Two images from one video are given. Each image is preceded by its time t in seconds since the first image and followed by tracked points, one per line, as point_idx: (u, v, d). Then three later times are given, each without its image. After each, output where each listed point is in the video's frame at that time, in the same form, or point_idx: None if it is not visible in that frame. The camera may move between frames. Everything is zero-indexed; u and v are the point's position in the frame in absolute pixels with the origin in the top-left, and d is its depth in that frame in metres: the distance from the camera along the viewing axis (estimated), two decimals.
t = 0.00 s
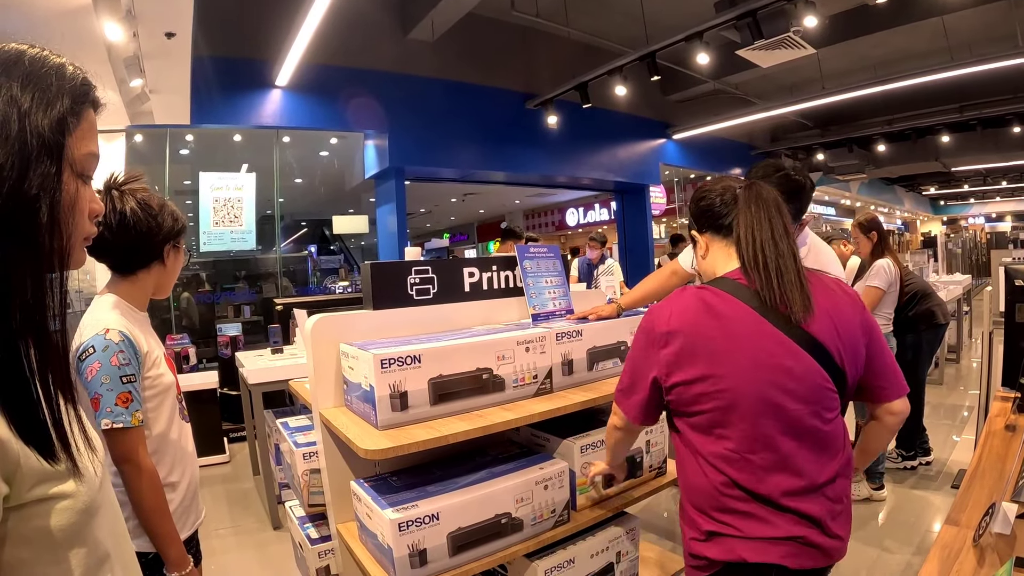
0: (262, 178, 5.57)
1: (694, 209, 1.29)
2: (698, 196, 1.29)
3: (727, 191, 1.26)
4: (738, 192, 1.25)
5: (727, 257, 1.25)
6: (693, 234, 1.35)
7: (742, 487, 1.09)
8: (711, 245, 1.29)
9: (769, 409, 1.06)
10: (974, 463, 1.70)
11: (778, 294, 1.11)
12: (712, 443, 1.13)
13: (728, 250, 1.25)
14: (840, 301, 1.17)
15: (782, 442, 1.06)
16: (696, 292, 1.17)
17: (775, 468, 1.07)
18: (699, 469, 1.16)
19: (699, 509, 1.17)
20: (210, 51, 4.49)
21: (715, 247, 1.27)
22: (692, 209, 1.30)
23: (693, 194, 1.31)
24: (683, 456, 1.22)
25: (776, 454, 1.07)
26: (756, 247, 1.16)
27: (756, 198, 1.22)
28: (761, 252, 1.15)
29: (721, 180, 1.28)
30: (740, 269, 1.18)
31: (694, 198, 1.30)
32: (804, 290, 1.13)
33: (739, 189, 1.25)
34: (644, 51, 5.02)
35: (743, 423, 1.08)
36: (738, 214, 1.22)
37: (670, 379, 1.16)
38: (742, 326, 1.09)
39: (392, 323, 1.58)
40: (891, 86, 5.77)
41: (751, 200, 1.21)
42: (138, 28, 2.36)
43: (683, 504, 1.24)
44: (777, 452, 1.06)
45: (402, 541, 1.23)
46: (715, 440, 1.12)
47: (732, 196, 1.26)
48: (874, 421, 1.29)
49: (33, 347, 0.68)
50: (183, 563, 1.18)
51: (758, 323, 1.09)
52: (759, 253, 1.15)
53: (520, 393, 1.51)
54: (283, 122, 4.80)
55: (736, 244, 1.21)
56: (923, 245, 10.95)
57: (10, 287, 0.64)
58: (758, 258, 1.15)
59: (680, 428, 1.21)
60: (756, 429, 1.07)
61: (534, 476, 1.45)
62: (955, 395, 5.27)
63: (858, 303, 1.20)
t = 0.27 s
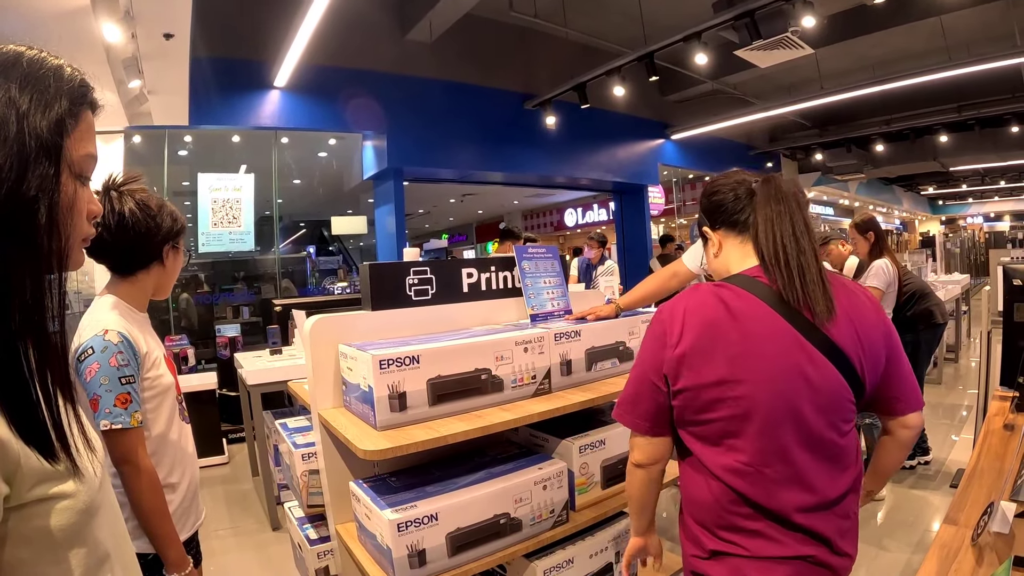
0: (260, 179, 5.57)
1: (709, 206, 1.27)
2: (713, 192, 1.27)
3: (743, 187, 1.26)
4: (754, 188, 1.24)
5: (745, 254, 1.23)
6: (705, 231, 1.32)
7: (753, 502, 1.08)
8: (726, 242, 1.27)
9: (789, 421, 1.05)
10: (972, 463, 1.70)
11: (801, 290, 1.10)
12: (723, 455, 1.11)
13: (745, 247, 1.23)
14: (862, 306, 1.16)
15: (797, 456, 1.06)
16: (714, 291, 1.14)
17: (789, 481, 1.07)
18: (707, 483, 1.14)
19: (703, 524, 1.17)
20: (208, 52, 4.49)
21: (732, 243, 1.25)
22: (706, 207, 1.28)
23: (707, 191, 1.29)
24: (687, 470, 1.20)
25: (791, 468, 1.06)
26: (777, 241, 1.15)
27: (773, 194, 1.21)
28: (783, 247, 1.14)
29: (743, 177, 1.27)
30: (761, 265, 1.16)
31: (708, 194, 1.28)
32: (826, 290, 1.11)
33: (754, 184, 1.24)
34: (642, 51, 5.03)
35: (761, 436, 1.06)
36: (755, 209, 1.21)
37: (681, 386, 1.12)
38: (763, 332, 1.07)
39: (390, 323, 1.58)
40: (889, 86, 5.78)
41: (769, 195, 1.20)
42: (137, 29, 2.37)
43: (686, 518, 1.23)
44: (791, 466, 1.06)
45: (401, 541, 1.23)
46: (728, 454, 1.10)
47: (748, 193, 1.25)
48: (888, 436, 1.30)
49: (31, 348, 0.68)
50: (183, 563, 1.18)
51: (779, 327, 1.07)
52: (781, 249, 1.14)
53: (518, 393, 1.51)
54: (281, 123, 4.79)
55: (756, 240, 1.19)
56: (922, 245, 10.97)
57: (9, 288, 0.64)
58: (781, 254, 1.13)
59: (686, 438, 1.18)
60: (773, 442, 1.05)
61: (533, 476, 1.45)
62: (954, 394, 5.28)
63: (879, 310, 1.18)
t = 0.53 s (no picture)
0: (260, 179, 5.57)
1: (743, 197, 1.18)
2: (747, 183, 1.18)
3: (778, 181, 1.19)
4: (789, 183, 1.18)
5: (780, 251, 1.16)
6: (730, 226, 1.23)
7: (785, 510, 1.05)
8: (757, 237, 1.18)
9: (829, 428, 1.03)
10: (972, 463, 1.70)
11: (850, 293, 1.07)
12: (759, 461, 1.05)
13: (781, 243, 1.16)
14: (891, 311, 1.17)
15: (831, 461, 1.04)
16: (766, 287, 1.06)
17: (821, 488, 1.05)
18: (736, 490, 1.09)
19: (721, 530, 1.12)
20: (208, 53, 4.50)
21: (768, 239, 1.17)
22: (738, 199, 1.19)
23: (739, 182, 1.20)
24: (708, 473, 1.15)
25: (825, 474, 1.04)
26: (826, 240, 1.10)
27: (813, 190, 1.16)
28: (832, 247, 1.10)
29: (774, 170, 1.21)
30: (807, 264, 1.10)
31: (741, 186, 1.19)
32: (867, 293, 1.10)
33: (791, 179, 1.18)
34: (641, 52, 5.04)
35: (805, 443, 1.02)
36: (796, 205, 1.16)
37: (735, 392, 1.02)
38: (816, 335, 1.01)
39: (390, 323, 1.58)
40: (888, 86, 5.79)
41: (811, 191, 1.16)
42: (136, 30, 2.37)
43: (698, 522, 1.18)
44: (825, 471, 1.04)
45: (400, 542, 1.23)
46: (764, 463, 1.05)
47: (784, 187, 1.19)
48: (894, 442, 1.30)
49: (31, 348, 0.68)
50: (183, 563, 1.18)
51: (828, 329, 1.03)
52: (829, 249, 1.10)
53: (517, 393, 1.51)
54: (280, 124, 4.79)
55: (801, 237, 1.13)
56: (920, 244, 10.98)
57: (8, 288, 0.64)
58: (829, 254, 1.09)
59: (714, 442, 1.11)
60: (814, 448, 1.02)
61: (532, 477, 1.45)
62: (953, 394, 5.28)
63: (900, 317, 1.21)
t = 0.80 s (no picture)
0: (259, 180, 5.57)
1: (781, 200, 1.17)
2: (783, 186, 1.17)
3: (811, 183, 1.19)
4: (823, 185, 1.18)
5: (818, 253, 1.15)
6: (763, 228, 1.22)
7: (830, 507, 1.05)
8: (793, 239, 1.18)
9: (872, 427, 1.04)
10: (972, 464, 1.70)
11: (892, 296, 1.09)
12: (809, 462, 1.04)
13: (818, 246, 1.16)
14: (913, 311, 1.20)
15: (871, 458, 1.06)
16: (818, 290, 1.04)
17: (861, 483, 1.07)
18: (781, 492, 1.08)
19: (761, 527, 1.11)
20: (209, 54, 4.51)
21: (805, 242, 1.17)
22: (775, 202, 1.18)
23: (774, 185, 1.19)
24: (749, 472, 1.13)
25: (865, 470, 1.06)
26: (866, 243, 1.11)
27: (849, 191, 1.16)
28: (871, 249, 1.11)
29: (806, 171, 1.20)
30: (850, 266, 1.11)
31: (777, 188, 1.18)
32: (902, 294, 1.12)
33: (825, 180, 1.18)
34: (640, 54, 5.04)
35: (853, 441, 1.03)
36: (833, 207, 1.15)
37: (798, 395, 1.00)
38: (864, 337, 1.02)
39: (390, 325, 1.59)
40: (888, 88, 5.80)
41: (847, 192, 1.16)
42: (137, 32, 2.38)
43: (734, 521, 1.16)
44: (865, 468, 1.06)
45: (401, 543, 1.23)
46: (815, 464, 1.04)
47: (818, 188, 1.18)
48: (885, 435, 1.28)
49: (33, 349, 0.68)
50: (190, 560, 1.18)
51: (871, 332, 1.03)
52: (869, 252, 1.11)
53: (517, 395, 1.51)
54: (280, 125, 4.80)
55: (841, 240, 1.13)
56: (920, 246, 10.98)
57: (10, 290, 0.64)
58: (871, 256, 1.10)
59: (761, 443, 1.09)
60: (859, 445, 1.03)
61: (533, 478, 1.45)
62: (953, 395, 5.29)
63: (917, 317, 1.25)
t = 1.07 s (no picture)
0: (257, 181, 5.56)
1: (814, 202, 1.16)
2: (816, 188, 1.17)
3: (843, 186, 1.18)
4: (854, 188, 1.17)
5: (847, 257, 1.16)
6: (793, 228, 1.21)
7: (856, 501, 1.07)
8: (823, 241, 1.18)
9: (896, 427, 1.06)
10: (968, 464, 1.71)
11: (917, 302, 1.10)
12: (838, 460, 1.05)
13: (847, 249, 1.16)
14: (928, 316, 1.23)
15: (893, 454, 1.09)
16: (852, 293, 1.05)
17: (884, 479, 1.09)
18: (808, 487, 1.08)
19: (787, 523, 1.11)
20: (208, 54, 4.51)
21: (835, 245, 1.17)
22: (807, 203, 1.17)
23: (807, 186, 1.18)
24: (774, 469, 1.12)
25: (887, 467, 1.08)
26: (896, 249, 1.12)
27: (880, 195, 1.16)
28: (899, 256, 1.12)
29: (836, 173, 1.19)
30: (879, 270, 1.11)
31: (810, 191, 1.17)
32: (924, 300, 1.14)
33: (856, 184, 1.17)
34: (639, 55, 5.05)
35: (880, 439, 1.04)
36: (865, 211, 1.15)
37: (834, 396, 1.01)
38: (894, 343, 1.04)
39: (388, 325, 1.59)
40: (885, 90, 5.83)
41: (878, 197, 1.15)
42: (135, 32, 2.38)
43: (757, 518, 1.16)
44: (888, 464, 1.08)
45: (399, 543, 1.23)
46: (845, 461, 1.05)
47: (849, 192, 1.18)
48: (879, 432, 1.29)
49: (33, 350, 0.68)
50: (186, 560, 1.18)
51: (898, 338, 1.05)
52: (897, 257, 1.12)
53: (515, 396, 1.52)
54: (278, 126, 4.80)
55: (871, 245, 1.13)
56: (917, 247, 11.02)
57: (11, 290, 0.64)
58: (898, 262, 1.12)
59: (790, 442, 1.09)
60: (884, 442, 1.05)
61: (530, 478, 1.45)
62: (950, 396, 5.30)
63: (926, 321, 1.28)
